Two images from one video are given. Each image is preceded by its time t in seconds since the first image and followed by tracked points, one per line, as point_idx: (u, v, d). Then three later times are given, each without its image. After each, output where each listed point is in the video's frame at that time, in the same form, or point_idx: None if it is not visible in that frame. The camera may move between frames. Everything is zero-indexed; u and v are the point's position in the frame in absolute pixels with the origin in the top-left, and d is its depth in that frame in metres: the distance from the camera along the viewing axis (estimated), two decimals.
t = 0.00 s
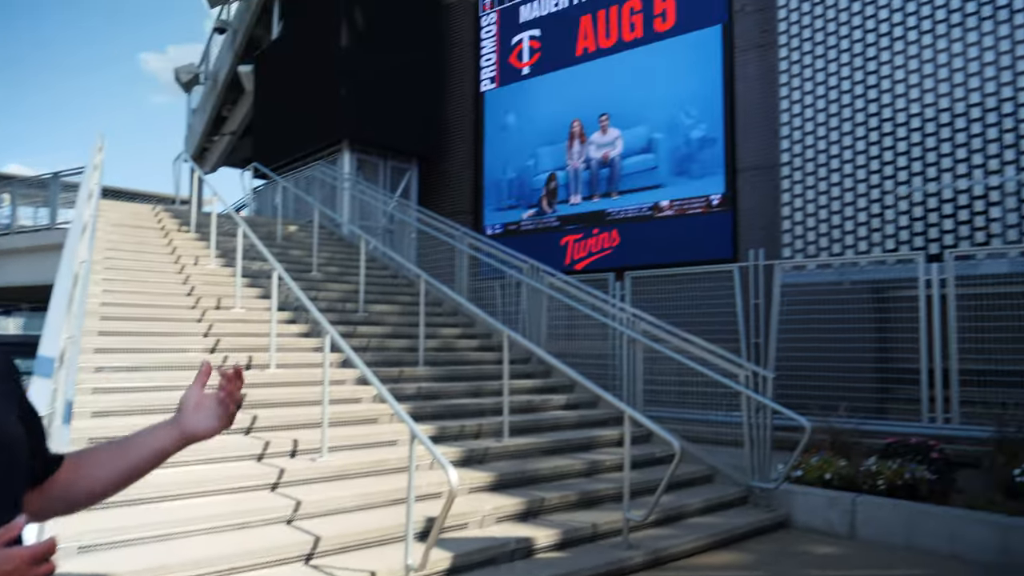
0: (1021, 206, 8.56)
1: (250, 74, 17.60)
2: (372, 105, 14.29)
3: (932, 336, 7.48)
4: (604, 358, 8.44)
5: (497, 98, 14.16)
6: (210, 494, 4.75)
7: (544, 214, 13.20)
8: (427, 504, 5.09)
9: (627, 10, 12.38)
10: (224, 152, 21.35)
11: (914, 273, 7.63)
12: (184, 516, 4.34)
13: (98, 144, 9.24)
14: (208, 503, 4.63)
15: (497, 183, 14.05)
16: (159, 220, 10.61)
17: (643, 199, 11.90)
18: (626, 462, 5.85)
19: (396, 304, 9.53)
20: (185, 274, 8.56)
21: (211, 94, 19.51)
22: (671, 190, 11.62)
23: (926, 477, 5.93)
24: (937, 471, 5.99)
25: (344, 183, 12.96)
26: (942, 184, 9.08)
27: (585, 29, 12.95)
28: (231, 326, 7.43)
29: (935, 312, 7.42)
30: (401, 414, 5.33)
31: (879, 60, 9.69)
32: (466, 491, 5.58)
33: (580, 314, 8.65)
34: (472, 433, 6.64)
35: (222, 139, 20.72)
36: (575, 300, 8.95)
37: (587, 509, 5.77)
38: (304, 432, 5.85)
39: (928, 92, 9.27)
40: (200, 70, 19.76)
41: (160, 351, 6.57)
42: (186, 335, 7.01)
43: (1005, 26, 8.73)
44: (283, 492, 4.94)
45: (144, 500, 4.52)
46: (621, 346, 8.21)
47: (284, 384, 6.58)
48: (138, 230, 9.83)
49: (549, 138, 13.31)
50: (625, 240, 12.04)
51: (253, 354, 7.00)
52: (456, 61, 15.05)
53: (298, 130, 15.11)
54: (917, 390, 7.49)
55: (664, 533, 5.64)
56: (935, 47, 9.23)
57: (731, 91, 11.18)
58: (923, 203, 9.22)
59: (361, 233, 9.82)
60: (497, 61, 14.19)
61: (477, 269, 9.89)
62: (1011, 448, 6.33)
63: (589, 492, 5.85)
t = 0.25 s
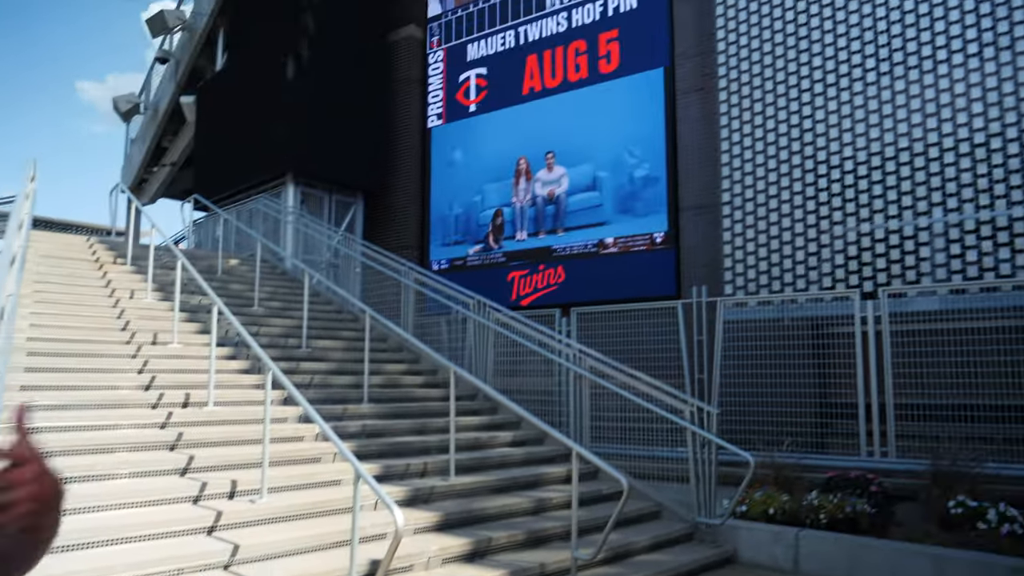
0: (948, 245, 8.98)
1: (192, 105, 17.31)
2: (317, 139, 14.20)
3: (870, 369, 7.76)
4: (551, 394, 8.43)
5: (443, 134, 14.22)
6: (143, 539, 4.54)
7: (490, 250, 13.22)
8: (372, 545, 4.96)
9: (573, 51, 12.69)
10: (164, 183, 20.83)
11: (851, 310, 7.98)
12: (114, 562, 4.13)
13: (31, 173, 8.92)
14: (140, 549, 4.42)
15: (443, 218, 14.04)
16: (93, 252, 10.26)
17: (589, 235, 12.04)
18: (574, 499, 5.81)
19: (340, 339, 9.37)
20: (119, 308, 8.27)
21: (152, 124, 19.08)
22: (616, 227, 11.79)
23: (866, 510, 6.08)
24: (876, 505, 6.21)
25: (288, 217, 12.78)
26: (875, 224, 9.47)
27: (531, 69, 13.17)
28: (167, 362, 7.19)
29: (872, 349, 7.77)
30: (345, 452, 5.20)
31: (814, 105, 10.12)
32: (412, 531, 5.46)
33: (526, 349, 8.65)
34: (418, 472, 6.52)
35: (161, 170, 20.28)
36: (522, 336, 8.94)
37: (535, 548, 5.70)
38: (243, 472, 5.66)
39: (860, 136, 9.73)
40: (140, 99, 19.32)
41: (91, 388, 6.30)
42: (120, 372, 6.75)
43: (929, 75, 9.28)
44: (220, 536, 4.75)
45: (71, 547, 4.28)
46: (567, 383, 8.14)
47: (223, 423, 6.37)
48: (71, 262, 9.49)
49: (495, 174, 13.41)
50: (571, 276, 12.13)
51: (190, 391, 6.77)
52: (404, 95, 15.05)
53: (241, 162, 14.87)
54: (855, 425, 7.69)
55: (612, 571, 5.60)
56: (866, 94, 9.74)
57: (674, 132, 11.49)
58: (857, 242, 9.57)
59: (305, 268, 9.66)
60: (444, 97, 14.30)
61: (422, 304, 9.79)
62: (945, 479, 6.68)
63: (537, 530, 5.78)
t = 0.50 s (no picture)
0: (915, 278, 9.16)
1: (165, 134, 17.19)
2: (291, 170, 14.17)
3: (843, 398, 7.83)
4: (526, 426, 8.38)
5: (418, 166, 14.27)
6: None
7: (465, 281, 13.21)
8: None
9: (547, 85, 12.86)
10: (134, 213, 20.58)
11: (822, 341, 8.01)
12: None
13: None
14: None
15: (417, 250, 14.02)
16: (60, 282, 10.07)
17: (563, 267, 12.09)
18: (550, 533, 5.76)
19: (312, 371, 9.25)
20: (87, 339, 8.11)
21: (123, 153, 18.89)
22: (589, 259, 11.85)
23: (840, 543, 6.11)
24: (849, 536, 6.40)
25: (261, 247, 12.67)
26: (844, 257, 9.64)
27: (505, 102, 13.31)
28: (135, 395, 7.04)
29: (843, 379, 7.81)
30: (318, 487, 5.12)
31: (783, 140, 10.34)
32: (385, 567, 5.36)
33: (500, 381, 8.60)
34: (391, 506, 6.43)
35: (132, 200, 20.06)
36: (496, 368, 8.89)
37: None
38: (212, 508, 5.53)
39: (828, 171, 9.94)
40: (111, 128, 19.14)
41: (55, 422, 6.14)
42: (86, 404, 6.60)
43: (894, 112, 9.59)
44: (188, 574, 4.62)
45: None
46: (543, 415, 8.16)
47: (191, 457, 6.24)
48: (38, 292, 9.30)
49: (470, 206, 13.45)
50: (545, 307, 12.15)
51: (158, 424, 6.63)
52: (379, 127, 15.10)
53: (213, 192, 14.75)
54: (828, 456, 7.73)
55: None
56: (833, 130, 9.99)
57: (646, 165, 11.63)
58: (827, 275, 9.72)
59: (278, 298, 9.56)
60: (418, 129, 14.38)
61: (397, 336, 9.73)
62: (917, 510, 6.81)
63: (512, 565, 5.71)
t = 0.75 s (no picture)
0: (902, 312, 9.23)
1: (156, 169, 17.23)
2: (282, 204, 14.21)
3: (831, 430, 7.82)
4: (516, 461, 8.33)
5: (408, 200, 14.35)
6: None
7: (455, 315, 13.21)
8: None
9: (536, 121, 13.01)
10: (123, 247, 20.52)
11: (811, 375, 8.04)
12: None
13: None
14: None
15: (408, 284, 14.02)
16: (47, 316, 10.00)
17: (553, 301, 12.11)
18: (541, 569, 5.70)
19: (300, 406, 9.18)
20: (73, 375, 8.03)
21: (113, 187, 18.90)
22: (579, 293, 11.89)
23: None
24: (842, 572, 6.36)
25: (251, 281, 12.63)
26: (832, 290, 9.71)
27: (495, 138, 13.45)
28: (120, 431, 6.96)
29: (832, 413, 7.80)
30: (304, 524, 5.05)
31: (770, 176, 10.49)
32: None
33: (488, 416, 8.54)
34: (379, 544, 6.35)
35: (122, 234, 20.04)
36: (486, 402, 8.85)
37: None
38: (196, 546, 5.44)
39: (814, 206, 10.07)
40: (102, 162, 19.18)
41: (39, 459, 6.05)
42: (70, 441, 6.52)
43: (877, 148, 9.77)
44: None
45: None
46: (534, 450, 8.12)
47: (177, 494, 6.15)
48: (24, 326, 9.22)
49: (460, 240, 13.50)
50: (535, 341, 12.15)
51: (143, 461, 6.55)
52: (370, 162, 15.20)
53: (203, 226, 14.75)
54: (819, 490, 7.69)
55: None
56: (819, 166, 10.15)
57: (635, 200, 11.73)
58: (814, 308, 9.79)
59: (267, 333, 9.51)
60: (409, 164, 14.48)
61: (386, 371, 9.67)
62: (909, 545, 6.80)
63: None
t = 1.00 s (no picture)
0: (898, 335, 9.24)
1: (155, 194, 17.30)
2: (280, 229, 14.27)
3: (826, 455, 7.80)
4: (513, 486, 8.29)
5: (406, 225, 14.41)
6: None
7: (452, 340, 13.20)
8: None
9: (533, 147, 13.12)
10: (121, 272, 20.54)
11: (808, 400, 8.04)
12: None
13: None
14: None
15: (406, 308, 14.03)
16: (44, 342, 9.99)
17: (550, 325, 12.12)
18: None
19: (296, 432, 9.15)
20: (68, 400, 8.02)
21: (112, 212, 18.97)
22: (576, 318, 11.89)
23: None
24: None
25: (248, 307, 12.64)
26: (827, 314, 9.74)
27: (493, 163, 13.55)
28: (114, 457, 6.93)
29: (829, 437, 7.79)
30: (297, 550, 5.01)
31: (765, 200, 10.57)
32: None
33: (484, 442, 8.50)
34: (374, 570, 6.29)
35: (121, 258, 20.10)
36: (482, 427, 8.82)
37: None
38: (189, 573, 5.40)
39: (809, 230, 10.14)
40: (100, 188, 19.26)
41: (33, 484, 6.04)
42: (64, 466, 6.49)
43: (870, 173, 9.87)
44: None
45: None
46: (530, 475, 8.08)
47: (170, 520, 6.12)
48: (20, 351, 9.21)
49: (458, 265, 13.54)
50: (532, 366, 12.14)
51: (137, 487, 6.51)
52: (367, 188, 15.28)
53: (200, 251, 14.78)
54: (817, 515, 7.64)
55: None
56: (813, 190, 10.23)
57: (631, 225, 11.79)
58: (810, 332, 9.81)
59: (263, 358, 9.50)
60: (407, 190, 14.57)
61: (383, 396, 9.64)
62: (907, 570, 6.76)
63: None
